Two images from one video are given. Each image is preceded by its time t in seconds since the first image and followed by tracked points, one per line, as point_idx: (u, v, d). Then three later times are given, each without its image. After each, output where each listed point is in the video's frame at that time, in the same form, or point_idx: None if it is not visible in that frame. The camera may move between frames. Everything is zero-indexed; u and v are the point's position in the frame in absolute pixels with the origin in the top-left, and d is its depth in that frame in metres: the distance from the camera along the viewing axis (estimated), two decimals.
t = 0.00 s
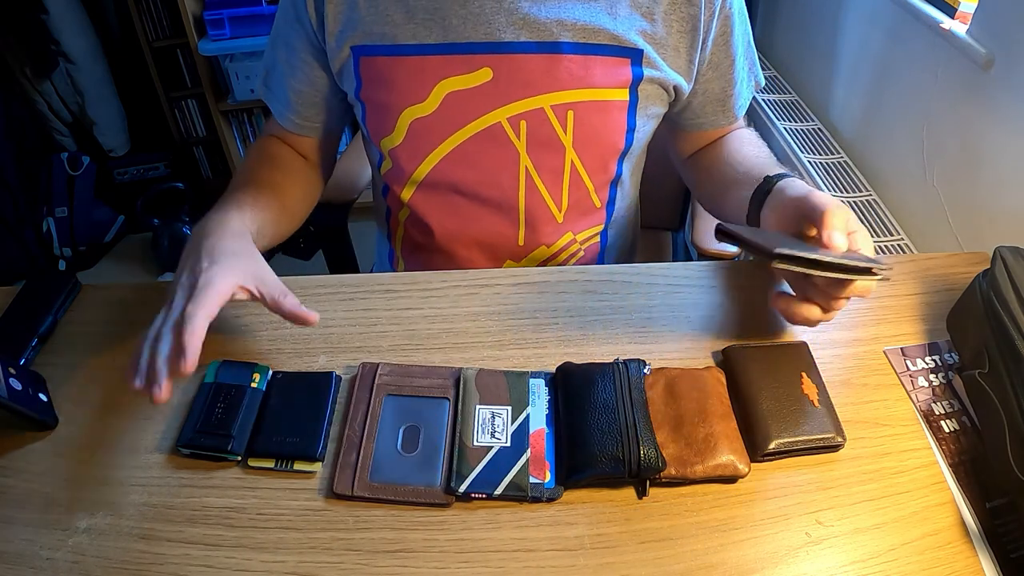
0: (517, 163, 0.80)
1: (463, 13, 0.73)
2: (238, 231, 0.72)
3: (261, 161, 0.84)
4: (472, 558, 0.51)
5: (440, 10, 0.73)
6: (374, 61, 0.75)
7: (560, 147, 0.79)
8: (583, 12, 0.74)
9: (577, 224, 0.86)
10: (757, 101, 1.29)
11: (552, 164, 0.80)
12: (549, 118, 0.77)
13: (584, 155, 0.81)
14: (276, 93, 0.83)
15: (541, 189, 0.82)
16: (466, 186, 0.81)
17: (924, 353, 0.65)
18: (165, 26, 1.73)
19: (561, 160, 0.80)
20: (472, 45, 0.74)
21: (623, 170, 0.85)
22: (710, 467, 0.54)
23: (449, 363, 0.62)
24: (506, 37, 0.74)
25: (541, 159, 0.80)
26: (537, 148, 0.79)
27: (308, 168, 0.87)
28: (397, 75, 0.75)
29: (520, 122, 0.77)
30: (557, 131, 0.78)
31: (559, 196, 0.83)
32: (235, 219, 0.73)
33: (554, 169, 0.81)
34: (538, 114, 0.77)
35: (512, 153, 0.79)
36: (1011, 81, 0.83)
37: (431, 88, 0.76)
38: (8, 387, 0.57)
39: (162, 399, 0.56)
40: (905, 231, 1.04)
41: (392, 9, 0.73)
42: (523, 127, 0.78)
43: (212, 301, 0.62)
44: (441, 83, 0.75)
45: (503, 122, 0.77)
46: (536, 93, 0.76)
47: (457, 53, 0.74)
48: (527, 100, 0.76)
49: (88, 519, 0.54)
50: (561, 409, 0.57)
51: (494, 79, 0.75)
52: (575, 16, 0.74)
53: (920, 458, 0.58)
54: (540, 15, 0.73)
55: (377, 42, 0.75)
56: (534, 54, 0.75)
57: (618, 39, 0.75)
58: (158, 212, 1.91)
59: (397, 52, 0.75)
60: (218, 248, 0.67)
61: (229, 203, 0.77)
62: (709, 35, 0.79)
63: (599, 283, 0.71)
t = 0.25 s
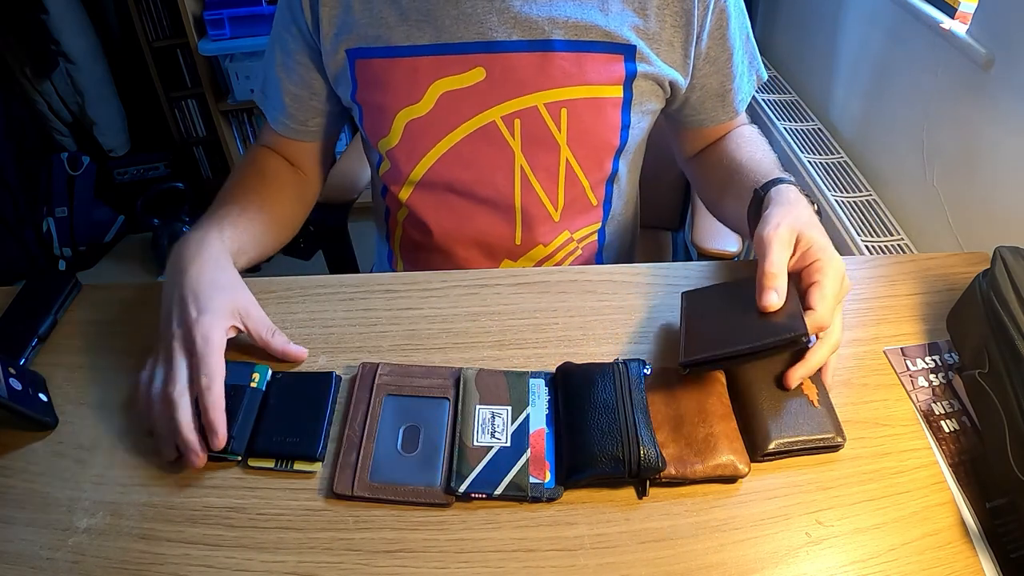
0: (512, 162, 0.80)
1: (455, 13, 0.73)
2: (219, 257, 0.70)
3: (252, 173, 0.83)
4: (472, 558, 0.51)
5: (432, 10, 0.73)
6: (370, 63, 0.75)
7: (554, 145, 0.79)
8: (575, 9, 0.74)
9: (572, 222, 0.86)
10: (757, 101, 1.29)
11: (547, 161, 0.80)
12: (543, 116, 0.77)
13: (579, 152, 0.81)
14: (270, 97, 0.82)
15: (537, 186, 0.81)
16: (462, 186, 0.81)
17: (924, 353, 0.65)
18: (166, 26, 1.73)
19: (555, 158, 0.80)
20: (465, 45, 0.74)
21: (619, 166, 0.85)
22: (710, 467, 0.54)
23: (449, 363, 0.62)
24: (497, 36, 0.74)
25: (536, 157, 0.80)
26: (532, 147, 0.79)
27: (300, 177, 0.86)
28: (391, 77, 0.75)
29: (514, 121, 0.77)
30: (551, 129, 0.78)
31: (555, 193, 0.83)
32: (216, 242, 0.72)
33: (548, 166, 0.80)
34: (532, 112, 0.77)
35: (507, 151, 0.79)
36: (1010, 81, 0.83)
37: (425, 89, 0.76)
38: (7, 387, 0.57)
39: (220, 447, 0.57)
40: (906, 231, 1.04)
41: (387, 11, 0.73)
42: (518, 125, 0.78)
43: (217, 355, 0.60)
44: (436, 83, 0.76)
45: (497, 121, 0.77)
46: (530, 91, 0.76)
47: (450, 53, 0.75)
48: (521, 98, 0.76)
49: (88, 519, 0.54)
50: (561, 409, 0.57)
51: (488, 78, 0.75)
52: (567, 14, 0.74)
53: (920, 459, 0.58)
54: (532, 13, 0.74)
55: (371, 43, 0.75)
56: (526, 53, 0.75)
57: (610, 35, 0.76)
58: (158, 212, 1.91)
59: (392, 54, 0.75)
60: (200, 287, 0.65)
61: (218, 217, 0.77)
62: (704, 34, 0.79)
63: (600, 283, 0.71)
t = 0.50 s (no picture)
0: (510, 163, 0.80)
1: (452, 14, 0.73)
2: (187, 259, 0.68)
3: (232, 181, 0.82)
4: (473, 558, 0.51)
5: (429, 12, 0.73)
6: (367, 64, 0.75)
7: (552, 145, 0.79)
8: (571, 9, 0.74)
9: (571, 222, 0.86)
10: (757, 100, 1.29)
11: (546, 161, 0.80)
12: (541, 118, 0.77)
13: (577, 152, 0.81)
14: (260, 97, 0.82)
15: (536, 188, 0.81)
16: (460, 187, 0.81)
17: (924, 353, 0.65)
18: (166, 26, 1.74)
19: (553, 159, 0.80)
20: (462, 46, 0.74)
21: (617, 166, 0.85)
22: (710, 467, 0.54)
23: (449, 363, 0.62)
24: (495, 37, 0.74)
25: (534, 159, 0.80)
26: (531, 148, 0.79)
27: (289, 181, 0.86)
28: (389, 78, 0.75)
29: (512, 121, 0.77)
30: (549, 130, 0.78)
31: (554, 194, 0.83)
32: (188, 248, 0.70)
33: (546, 166, 0.80)
34: (531, 113, 0.77)
35: (506, 153, 0.79)
36: (1010, 81, 0.83)
37: (424, 90, 0.76)
38: (8, 387, 0.57)
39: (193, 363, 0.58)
40: (906, 231, 1.04)
41: (384, 12, 0.73)
42: (516, 126, 0.78)
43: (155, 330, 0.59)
44: (434, 84, 0.75)
45: (496, 121, 0.77)
46: (528, 92, 0.76)
47: (448, 54, 0.75)
48: (519, 99, 0.76)
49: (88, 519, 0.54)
50: (561, 409, 0.57)
51: (486, 80, 0.75)
52: (563, 14, 0.74)
53: (920, 458, 0.58)
54: (528, 13, 0.74)
55: (368, 45, 0.75)
56: (523, 54, 0.75)
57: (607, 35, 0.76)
58: (158, 212, 1.90)
59: (389, 55, 0.75)
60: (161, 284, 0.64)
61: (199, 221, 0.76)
62: (700, 34, 0.79)
63: (598, 283, 0.71)
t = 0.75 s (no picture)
0: (510, 167, 0.79)
1: (454, 16, 0.73)
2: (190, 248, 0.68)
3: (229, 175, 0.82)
4: (473, 558, 0.51)
5: (430, 14, 0.73)
6: (368, 65, 0.75)
7: (553, 148, 0.79)
8: (573, 12, 0.74)
9: (572, 223, 0.86)
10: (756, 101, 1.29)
11: (546, 164, 0.80)
12: (542, 120, 0.77)
13: (577, 156, 0.81)
14: (259, 95, 0.82)
15: (536, 190, 0.81)
16: (460, 190, 0.81)
17: (924, 353, 0.65)
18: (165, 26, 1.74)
19: (554, 162, 0.80)
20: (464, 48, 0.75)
21: (617, 168, 0.85)
22: (710, 467, 0.54)
23: (449, 363, 0.62)
24: (498, 40, 0.74)
25: (535, 161, 0.80)
26: (530, 151, 0.79)
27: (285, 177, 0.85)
28: (390, 80, 0.75)
29: (512, 124, 0.77)
30: (549, 133, 0.78)
31: (554, 196, 0.82)
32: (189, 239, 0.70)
33: (547, 169, 0.80)
34: (531, 116, 0.77)
35: (505, 156, 0.79)
36: (1010, 81, 0.83)
37: (424, 92, 0.76)
38: (8, 387, 0.57)
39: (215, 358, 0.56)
40: (906, 231, 1.04)
41: (384, 14, 0.74)
42: (516, 129, 0.77)
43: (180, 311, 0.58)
44: (434, 86, 0.75)
45: (495, 125, 0.77)
46: (528, 95, 0.76)
47: (448, 56, 0.75)
48: (520, 102, 0.76)
49: (88, 519, 0.54)
50: (561, 409, 0.57)
51: (487, 82, 0.75)
52: (565, 17, 0.74)
53: (920, 458, 0.58)
54: (530, 16, 0.74)
55: (369, 46, 0.75)
56: (524, 56, 0.75)
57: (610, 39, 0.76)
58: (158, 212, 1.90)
59: (390, 56, 0.75)
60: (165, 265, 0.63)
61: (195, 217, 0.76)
62: (700, 39, 0.79)
63: (598, 283, 0.71)
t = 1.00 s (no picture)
0: (516, 169, 0.79)
1: (461, 18, 0.73)
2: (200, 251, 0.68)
3: (232, 170, 0.82)
4: (473, 558, 0.51)
5: (440, 17, 0.74)
6: (373, 67, 0.75)
7: (559, 151, 0.79)
8: (581, 16, 0.74)
9: (575, 225, 0.86)
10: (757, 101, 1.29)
11: (551, 166, 0.80)
12: (548, 123, 0.77)
13: (583, 158, 0.81)
14: (257, 93, 0.82)
15: (541, 192, 0.81)
16: (465, 192, 0.81)
17: (924, 353, 0.65)
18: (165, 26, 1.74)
19: (559, 164, 0.80)
20: (471, 51, 0.74)
21: (622, 170, 0.85)
22: (710, 467, 0.54)
23: (449, 363, 0.62)
24: (505, 43, 0.74)
25: (540, 163, 0.80)
26: (536, 153, 0.79)
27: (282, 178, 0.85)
28: (396, 82, 0.75)
29: (518, 128, 0.77)
30: (556, 137, 0.78)
31: (559, 198, 0.82)
32: (195, 236, 0.70)
33: (552, 170, 0.80)
34: (538, 119, 0.77)
35: (512, 158, 0.79)
36: (1011, 81, 0.83)
37: (430, 94, 0.76)
38: (7, 387, 0.57)
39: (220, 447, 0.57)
40: (906, 231, 1.04)
41: (391, 15, 0.74)
42: (523, 132, 0.77)
43: (210, 353, 0.60)
44: (441, 89, 0.75)
45: (502, 127, 0.77)
46: (535, 98, 0.76)
47: (455, 59, 0.75)
48: (527, 105, 0.76)
49: (88, 519, 0.54)
50: (561, 409, 0.57)
51: (494, 85, 0.75)
52: (572, 21, 0.74)
53: (920, 458, 0.58)
54: (537, 19, 0.74)
55: (375, 48, 0.75)
56: (531, 59, 0.75)
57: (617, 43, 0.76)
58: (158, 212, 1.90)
59: (396, 58, 0.75)
60: (181, 288, 0.63)
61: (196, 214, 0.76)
62: (706, 42, 0.79)
63: (599, 283, 0.71)
